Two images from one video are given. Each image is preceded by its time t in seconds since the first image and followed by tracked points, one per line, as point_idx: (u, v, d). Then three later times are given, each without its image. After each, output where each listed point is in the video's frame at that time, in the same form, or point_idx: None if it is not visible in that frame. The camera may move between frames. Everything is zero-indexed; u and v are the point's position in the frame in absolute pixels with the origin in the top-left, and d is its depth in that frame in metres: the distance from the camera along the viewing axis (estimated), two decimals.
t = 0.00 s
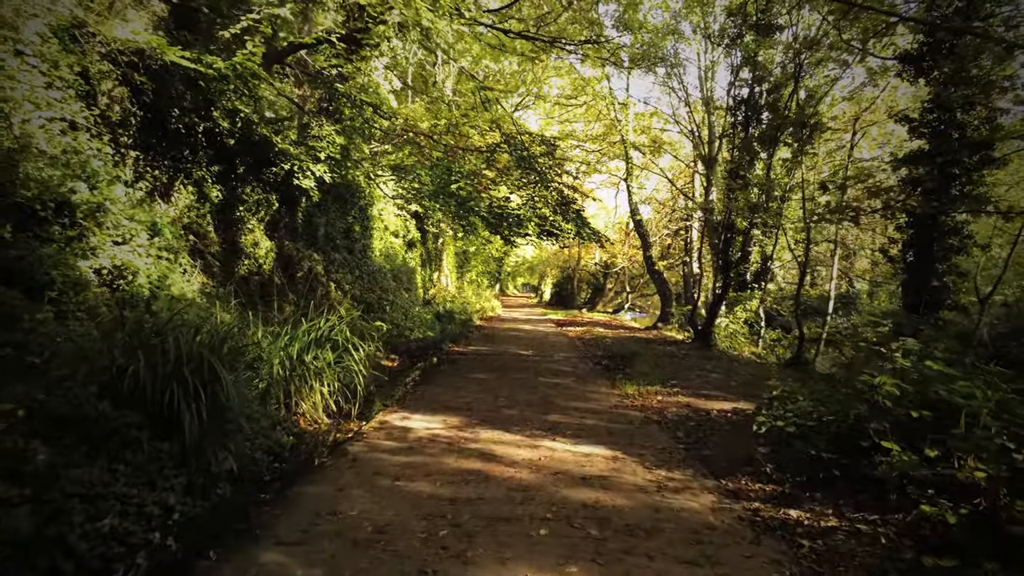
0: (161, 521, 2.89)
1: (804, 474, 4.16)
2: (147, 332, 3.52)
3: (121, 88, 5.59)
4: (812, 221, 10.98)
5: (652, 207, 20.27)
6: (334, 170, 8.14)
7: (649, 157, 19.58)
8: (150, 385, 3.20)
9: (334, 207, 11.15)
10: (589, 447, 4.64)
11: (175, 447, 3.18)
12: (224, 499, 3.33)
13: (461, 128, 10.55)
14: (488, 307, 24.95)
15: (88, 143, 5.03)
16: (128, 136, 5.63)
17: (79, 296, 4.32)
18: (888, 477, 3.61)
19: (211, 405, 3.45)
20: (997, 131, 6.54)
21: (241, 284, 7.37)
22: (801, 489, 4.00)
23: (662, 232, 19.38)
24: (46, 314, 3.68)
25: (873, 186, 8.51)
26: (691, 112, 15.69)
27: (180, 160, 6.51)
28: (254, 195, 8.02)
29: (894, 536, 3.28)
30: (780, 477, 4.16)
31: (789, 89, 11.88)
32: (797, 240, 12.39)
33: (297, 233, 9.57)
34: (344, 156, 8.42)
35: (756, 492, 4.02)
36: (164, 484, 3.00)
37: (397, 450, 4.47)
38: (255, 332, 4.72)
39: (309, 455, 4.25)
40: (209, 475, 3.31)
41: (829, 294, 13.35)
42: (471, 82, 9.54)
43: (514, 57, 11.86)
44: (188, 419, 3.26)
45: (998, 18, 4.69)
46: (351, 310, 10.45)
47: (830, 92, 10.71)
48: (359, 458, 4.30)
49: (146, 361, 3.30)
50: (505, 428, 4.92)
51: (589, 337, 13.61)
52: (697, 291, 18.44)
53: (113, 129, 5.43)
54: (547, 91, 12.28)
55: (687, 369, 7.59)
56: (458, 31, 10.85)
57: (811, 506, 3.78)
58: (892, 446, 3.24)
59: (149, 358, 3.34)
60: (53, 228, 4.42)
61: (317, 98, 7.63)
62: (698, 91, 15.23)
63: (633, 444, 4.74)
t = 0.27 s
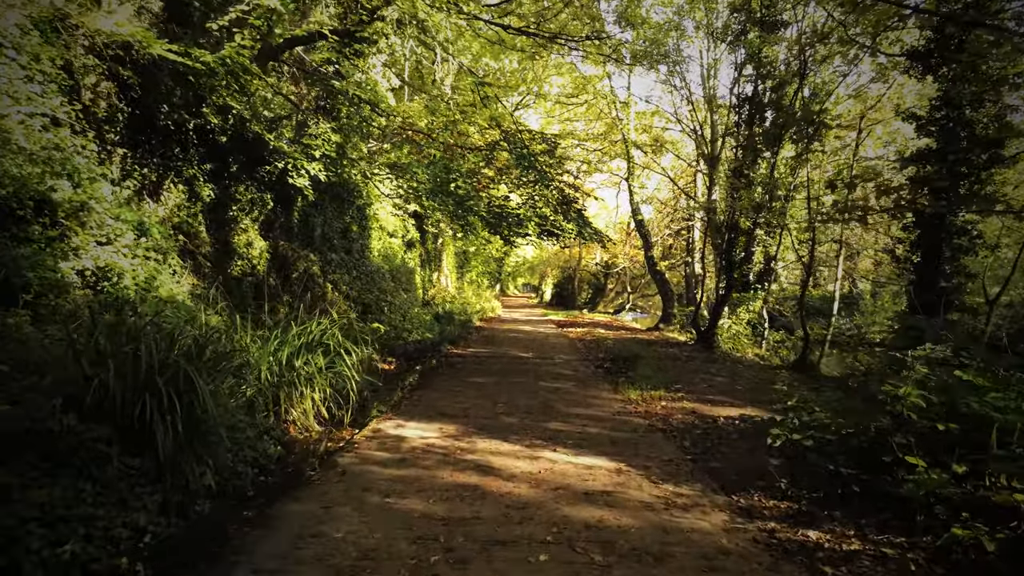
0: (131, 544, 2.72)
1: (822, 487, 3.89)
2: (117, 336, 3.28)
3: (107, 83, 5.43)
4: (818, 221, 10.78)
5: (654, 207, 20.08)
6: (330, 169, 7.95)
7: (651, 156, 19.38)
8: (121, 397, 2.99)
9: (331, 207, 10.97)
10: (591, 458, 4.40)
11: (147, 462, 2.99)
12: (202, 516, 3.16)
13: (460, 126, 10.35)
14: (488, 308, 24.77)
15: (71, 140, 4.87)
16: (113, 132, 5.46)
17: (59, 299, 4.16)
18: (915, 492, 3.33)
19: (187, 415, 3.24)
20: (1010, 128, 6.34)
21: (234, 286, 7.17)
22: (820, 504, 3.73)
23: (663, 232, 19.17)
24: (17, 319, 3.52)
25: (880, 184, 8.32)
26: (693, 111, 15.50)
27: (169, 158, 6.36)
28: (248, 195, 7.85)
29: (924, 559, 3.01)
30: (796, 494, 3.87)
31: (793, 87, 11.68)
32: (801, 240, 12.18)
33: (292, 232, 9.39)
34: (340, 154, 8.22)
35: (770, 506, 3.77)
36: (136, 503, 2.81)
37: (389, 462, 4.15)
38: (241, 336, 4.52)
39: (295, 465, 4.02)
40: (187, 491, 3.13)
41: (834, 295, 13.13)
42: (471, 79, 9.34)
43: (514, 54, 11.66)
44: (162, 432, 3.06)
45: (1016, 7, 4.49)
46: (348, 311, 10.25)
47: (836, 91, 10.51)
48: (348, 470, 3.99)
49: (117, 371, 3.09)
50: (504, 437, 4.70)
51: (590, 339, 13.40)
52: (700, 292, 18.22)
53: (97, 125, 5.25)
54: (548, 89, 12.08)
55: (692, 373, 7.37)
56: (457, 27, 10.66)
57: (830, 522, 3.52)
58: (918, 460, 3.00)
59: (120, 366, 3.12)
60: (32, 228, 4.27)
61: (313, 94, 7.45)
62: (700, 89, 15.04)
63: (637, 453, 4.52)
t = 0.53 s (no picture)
0: None
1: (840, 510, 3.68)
2: (85, 348, 3.07)
3: (93, 80, 5.28)
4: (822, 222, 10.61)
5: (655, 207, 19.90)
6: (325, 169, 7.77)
7: (652, 156, 19.19)
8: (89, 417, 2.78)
9: (327, 207, 10.79)
10: (594, 474, 4.19)
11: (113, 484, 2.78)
12: (176, 542, 2.97)
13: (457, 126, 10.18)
14: (488, 308, 24.60)
15: (55, 139, 4.70)
16: (98, 131, 5.29)
17: (37, 304, 4.00)
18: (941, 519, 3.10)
19: (160, 433, 3.03)
20: None
21: (226, 288, 7.00)
22: (839, 531, 3.51)
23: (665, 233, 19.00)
24: None
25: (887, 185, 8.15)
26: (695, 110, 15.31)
27: (158, 157, 6.18)
28: (240, 194, 7.69)
29: None
30: (815, 517, 3.66)
31: (797, 86, 11.50)
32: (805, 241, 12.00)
33: (289, 233, 9.22)
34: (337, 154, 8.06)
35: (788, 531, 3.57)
36: (98, 533, 2.63)
37: (381, 478, 3.94)
38: (228, 343, 4.35)
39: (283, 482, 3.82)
40: (160, 515, 2.93)
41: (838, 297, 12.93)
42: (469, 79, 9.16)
43: (514, 52, 11.47)
44: (131, 452, 2.85)
45: None
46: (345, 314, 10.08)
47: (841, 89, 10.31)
48: (336, 488, 3.79)
49: (88, 386, 2.86)
50: (502, 449, 4.51)
51: (590, 341, 13.22)
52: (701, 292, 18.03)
53: (81, 123, 5.09)
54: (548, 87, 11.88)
55: (696, 378, 7.19)
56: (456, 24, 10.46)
57: (851, 550, 3.31)
58: (947, 482, 2.77)
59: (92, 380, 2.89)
60: (10, 230, 4.10)
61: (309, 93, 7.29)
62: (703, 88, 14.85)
63: (641, 466, 4.33)
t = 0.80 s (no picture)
0: None
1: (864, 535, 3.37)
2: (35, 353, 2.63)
3: (77, 76, 5.10)
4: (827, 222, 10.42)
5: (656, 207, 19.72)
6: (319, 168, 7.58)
7: (653, 155, 19.00)
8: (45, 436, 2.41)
9: (323, 207, 10.59)
10: (597, 491, 3.91)
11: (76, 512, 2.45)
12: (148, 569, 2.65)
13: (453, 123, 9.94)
14: (488, 309, 24.42)
15: (34, 137, 4.52)
16: (82, 128, 5.11)
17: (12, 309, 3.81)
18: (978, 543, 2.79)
19: (126, 450, 2.68)
20: None
21: (217, 291, 6.83)
22: (863, 557, 3.20)
23: (666, 233, 18.83)
24: None
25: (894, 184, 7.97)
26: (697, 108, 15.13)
27: (147, 156, 6.01)
28: (232, 194, 7.51)
29: None
30: (835, 541, 3.35)
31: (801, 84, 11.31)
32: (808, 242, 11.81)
33: (284, 233, 9.04)
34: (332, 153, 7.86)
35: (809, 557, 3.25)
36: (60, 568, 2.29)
37: (370, 497, 3.71)
38: (214, 349, 4.14)
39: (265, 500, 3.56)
40: (130, 542, 2.60)
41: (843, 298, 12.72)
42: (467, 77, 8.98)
43: (514, 50, 11.28)
44: (93, 476, 2.51)
45: None
46: (341, 316, 9.89)
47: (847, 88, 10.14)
48: (322, 508, 3.56)
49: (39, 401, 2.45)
50: (500, 461, 4.28)
51: (591, 343, 13.03)
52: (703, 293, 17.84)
53: (64, 120, 4.91)
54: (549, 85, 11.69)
55: (700, 383, 7.00)
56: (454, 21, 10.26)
57: None
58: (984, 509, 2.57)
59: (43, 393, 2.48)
60: None
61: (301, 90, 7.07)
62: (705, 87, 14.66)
63: (647, 480, 4.10)
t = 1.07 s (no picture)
0: None
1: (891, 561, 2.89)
2: None
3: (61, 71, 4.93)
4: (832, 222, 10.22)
5: (657, 208, 19.53)
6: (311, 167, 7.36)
7: (654, 156, 18.83)
8: None
9: (319, 207, 10.41)
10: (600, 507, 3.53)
11: (31, 549, 2.24)
12: None
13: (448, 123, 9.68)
14: (488, 311, 24.27)
15: (12, 135, 4.34)
16: (65, 127, 4.94)
17: None
18: None
19: (82, 476, 2.45)
20: None
21: (208, 293, 6.63)
22: None
23: (667, 234, 18.65)
24: None
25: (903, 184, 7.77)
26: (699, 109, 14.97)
27: (134, 155, 5.81)
28: (223, 194, 7.33)
29: None
30: (859, 569, 2.90)
31: (805, 82, 11.13)
32: (813, 243, 11.61)
33: (277, 234, 8.85)
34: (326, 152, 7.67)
35: None
36: None
37: (359, 518, 3.32)
38: (196, 358, 3.93)
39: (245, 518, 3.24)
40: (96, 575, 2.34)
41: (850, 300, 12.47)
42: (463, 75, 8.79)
43: (514, 49, 11.12)
44: (47, 504, 2.28)
45: None
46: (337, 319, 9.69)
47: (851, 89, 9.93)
48: (307, 530, 3.18)
49: None
50: (499, 474, 4.00)
51: (592, 345, 12.83)
52: (705, 295, 17.63)
53: (47, 118, 4.74)
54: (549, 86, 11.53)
55: (705, 389, 6.77)
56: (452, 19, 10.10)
57: None
58: None
59: None
60: None
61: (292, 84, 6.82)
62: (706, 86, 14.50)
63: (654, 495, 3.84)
